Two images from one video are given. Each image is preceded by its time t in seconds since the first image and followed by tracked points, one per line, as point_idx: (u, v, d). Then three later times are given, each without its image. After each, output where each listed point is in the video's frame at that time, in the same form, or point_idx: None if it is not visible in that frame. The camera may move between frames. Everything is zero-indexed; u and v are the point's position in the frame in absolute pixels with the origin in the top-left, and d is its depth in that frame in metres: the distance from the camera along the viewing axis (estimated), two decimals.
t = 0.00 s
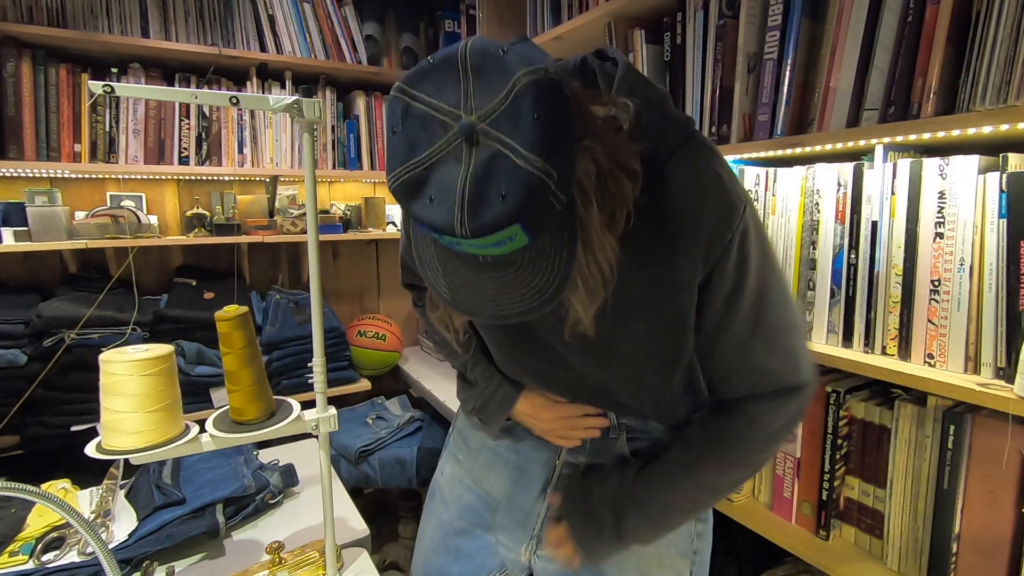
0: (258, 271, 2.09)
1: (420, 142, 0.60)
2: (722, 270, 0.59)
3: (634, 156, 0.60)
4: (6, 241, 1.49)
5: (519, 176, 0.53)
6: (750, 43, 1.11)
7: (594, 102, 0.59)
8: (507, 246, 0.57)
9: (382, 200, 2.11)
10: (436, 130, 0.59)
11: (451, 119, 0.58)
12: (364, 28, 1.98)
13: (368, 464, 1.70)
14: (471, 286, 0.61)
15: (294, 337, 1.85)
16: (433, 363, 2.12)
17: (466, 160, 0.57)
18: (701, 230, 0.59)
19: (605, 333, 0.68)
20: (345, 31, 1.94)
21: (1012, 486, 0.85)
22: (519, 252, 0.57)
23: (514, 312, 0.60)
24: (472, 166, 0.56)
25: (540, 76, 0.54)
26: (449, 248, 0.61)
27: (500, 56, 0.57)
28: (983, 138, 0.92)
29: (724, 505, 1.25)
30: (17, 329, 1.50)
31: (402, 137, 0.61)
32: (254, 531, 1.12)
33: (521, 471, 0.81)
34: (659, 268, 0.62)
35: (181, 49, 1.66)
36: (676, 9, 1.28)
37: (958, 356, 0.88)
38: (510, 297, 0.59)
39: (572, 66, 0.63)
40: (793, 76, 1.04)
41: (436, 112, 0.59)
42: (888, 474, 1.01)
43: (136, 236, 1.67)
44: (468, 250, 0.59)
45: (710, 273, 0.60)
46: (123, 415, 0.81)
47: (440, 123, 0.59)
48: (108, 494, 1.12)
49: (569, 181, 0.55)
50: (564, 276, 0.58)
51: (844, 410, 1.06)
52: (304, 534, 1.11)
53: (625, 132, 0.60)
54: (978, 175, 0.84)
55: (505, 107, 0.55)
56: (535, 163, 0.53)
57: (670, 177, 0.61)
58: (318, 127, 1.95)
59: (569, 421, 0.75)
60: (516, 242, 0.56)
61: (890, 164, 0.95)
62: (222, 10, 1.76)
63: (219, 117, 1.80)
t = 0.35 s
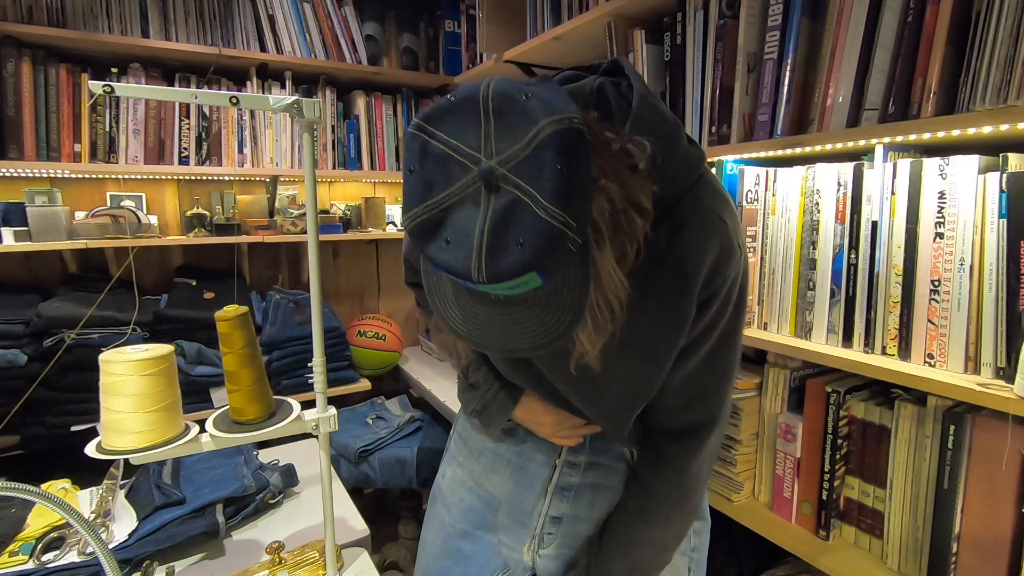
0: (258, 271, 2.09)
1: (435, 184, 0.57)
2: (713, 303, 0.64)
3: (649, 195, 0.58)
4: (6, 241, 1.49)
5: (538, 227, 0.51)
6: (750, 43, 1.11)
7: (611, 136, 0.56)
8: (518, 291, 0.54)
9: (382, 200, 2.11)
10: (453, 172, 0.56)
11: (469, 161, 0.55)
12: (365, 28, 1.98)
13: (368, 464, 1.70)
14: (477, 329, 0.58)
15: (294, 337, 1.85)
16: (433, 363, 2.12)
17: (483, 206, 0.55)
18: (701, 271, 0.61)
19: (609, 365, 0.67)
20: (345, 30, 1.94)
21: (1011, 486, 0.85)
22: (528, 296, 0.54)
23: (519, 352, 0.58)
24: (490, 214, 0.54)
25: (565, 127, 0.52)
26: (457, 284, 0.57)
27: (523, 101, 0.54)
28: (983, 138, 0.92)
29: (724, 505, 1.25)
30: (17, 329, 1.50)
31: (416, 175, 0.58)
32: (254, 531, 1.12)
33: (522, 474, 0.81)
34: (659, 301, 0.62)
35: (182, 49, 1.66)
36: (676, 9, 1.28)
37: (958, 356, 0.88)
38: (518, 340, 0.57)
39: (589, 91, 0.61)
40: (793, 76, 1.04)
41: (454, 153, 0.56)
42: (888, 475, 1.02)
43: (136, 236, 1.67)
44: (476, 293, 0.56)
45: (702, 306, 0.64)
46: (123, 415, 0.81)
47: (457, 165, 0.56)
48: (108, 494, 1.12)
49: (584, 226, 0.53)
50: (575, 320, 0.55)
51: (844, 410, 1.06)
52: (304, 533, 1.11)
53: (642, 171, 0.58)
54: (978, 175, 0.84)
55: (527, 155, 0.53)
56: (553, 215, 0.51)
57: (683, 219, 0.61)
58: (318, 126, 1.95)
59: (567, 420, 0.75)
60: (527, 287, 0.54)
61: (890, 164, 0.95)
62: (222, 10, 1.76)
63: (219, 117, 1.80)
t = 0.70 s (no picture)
0: (258, 271, 2.09)
1: (447, 199, 0.58)
2: (718, 314, 0.63)
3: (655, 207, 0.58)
4: (6, 241, 1.49)
5: (552, 244, 0.52)
6: (750, 43, 1.11)
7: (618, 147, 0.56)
8: (528, 309, 0.54)
9: (382, 200, 2.11)
10: (466, 187, 0.57)
11: (485, 178, 0.56)
12: (364, 28, 1.98)
13: (368, 464, 1.70)
14: (485, 343, 0.58)
15: (294, 337, 1.85)
16: (433, 363, 2.12)
17: (495, 222, 0.55)
18: (707, 282, 0.60)
19: (613, 376, 0.67)
20: (345, 30, 1.94)
21: (1012, 487, 0.85)
22: (537, 314, 0.54)
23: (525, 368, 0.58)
24: (502, 230, 0.54)
25: (581, 144, 0.52)
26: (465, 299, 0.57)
27: (538, 117, 0.55)
28: (983, 138, 0.92)
29: (724, 505, 1.25)
30: (17, 329, 1.50)
31: (426, 190, 0.58)
32: (254, 531, 1.12)
33: (521, 475, 0.81)
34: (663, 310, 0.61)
35: (181, 49, 1.66)
36: (676, 9, 1.28)
37: (958, 355, 0.88)
38: (526, 355, 0.57)
39: (596, 97, 0.61)
40: (793, 76, 1.04)
41: (467, 168, 0.57)
42: (888, 475, 1.02)
43: (136, 236, 1.67)
44: (485, 309, 0.56)
45: (707, 318, 0.63)
46: (123, 415, 0.81)
47: (473, 181, 0.57)
48: (108, 494, 1.12)
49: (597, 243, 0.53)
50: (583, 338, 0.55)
51: (844, 410, 1.06)
52: (304, 533, 1.11)
53: (649, 182, 0.58)
54: (978, 175, 0.84)
55: (542, 171, 0.53)
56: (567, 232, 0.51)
57: (690, 232, 0.60)
58: (318, 126, 1.95)
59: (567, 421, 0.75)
60: (537, 305, 0.54)
61: (890, 164, 0.95)
62: (222, 10, 1.76)
63: (219, 118, 1.80)
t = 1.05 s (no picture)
0: (258, 271, 2.09)
1: (438, 130, 0.48)
2: (721, 310, 0.63)
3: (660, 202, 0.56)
4: (6, 241, 1.49)
5: (546, 188, 0.44)
6: (750, 43, 1.11)
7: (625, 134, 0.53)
8: (507, 260, 0.45)
9: (382, 200, 2.11)
10: (459, 117, 0.48)
11: (480, 111, 0.47)
12: (365, 28, 1.98)
13: (368, 464, 1.70)
14: (456, 302, 0.51)
15: (294, 337, 1.85)
16: (433, 363, 2.12)
17: (484, 157, 0.46)
18: (712, 278, 0.60)
19: (614, 374, 0.65)
20: (345, 30, 1.95)
21: (1011, 486, 0.85)
22: (513, 271, 0.45)
23: (499, 335, 0.51)
24: (492, 166, 0.45)
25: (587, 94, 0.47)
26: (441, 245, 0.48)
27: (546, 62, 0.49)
28: (983, 138, 0.92)
29: (724, 505, 1.25)
30: (17, 329, 1.50)
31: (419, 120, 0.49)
32: (254, 531, 1.12)
33: (521, 475, 0.80)
34: (666, 306, 0.61)
35: (181, 49, 1.66)
36: (676, 9, 1.28)
37: (958, 355, 0.88)
38: (502, 316, 0.49)
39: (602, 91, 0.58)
40: (793, 77, 1.04)
41: (463, 98, 0.48)
42: (888, 475, 1.02)
43: (136, 236, 1.67)
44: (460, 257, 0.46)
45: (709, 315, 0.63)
46: (123, 415, 0.81)
47: (465, 111, 0.48)
48: (108, 494, 1.11)
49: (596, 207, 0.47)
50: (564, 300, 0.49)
51: (844, 410, 1.06)
52: (304, 533, 1.11)
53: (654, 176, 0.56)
54: (977, 174, 0.84)
55: (546, 112, 0.46)
56: (560, 177, 0.44)
57: (694, 229, 0.60)
58: (318, 126, 1.95)
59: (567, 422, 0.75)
60: (517, 257, 0.45)
61: (890, 164, 0.95)
62: (222, 10, 1.76)
63: (219, 118, 1.80)
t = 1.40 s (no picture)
0: (258, 271, 2.09)
1: None
2: (732, 259, 0.59)
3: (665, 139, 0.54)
4: (6, 241, 1.49)
5: None
6: (750, 43, 1.11)
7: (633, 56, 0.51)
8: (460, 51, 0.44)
9: (382, 200, 2.11)
10: None
11: None
12: (365, 28, 1.98)
13: (368, 464, 1.70)
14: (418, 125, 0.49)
15: (294, 337, 1.85)
16: (433, 363, 2.12)
17: None
18: (721, 224, 0.57)
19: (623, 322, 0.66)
20: (345, 30, 1.95)
21: (1012, 486, 0.85)
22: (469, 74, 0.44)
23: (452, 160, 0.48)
24: None
25: None
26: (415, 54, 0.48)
27: None
28: (983, 138, 0.92)
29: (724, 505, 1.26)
30: (17, 329, 1.50)
31: None
32: (254, 531, 1.12)
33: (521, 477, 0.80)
34: (674, 266, 0.60)
35: (181, 49, 1.66)
36: (676, 9, 1.28)
37: (958, 355, 0.88)
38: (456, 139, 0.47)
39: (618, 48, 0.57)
40: (793, 77, 1.04)
41: None
42: (888, 475, 1.01)
43: (136, 236, 1.67)
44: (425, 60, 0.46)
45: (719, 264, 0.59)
46: (123, 415, 0.81)
47: None
48: (108, 494, 1.12)
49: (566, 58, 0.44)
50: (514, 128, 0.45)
51: (844, 410, 1.06)
52: (304, 534, 1.11)
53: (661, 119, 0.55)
54: (978, 174, 0.84)
55: None
56: None
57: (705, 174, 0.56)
58: (318, 126, 1.95)
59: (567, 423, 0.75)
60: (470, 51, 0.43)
61: (890, 164, 0.95)
62: (222, 10, 1.75)
63: (219, 117, 1.79)
